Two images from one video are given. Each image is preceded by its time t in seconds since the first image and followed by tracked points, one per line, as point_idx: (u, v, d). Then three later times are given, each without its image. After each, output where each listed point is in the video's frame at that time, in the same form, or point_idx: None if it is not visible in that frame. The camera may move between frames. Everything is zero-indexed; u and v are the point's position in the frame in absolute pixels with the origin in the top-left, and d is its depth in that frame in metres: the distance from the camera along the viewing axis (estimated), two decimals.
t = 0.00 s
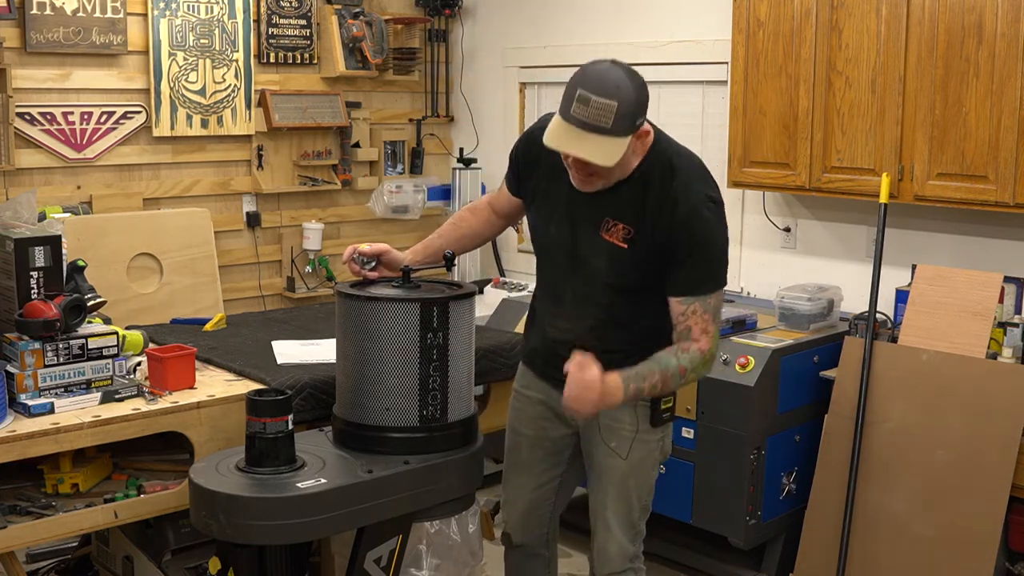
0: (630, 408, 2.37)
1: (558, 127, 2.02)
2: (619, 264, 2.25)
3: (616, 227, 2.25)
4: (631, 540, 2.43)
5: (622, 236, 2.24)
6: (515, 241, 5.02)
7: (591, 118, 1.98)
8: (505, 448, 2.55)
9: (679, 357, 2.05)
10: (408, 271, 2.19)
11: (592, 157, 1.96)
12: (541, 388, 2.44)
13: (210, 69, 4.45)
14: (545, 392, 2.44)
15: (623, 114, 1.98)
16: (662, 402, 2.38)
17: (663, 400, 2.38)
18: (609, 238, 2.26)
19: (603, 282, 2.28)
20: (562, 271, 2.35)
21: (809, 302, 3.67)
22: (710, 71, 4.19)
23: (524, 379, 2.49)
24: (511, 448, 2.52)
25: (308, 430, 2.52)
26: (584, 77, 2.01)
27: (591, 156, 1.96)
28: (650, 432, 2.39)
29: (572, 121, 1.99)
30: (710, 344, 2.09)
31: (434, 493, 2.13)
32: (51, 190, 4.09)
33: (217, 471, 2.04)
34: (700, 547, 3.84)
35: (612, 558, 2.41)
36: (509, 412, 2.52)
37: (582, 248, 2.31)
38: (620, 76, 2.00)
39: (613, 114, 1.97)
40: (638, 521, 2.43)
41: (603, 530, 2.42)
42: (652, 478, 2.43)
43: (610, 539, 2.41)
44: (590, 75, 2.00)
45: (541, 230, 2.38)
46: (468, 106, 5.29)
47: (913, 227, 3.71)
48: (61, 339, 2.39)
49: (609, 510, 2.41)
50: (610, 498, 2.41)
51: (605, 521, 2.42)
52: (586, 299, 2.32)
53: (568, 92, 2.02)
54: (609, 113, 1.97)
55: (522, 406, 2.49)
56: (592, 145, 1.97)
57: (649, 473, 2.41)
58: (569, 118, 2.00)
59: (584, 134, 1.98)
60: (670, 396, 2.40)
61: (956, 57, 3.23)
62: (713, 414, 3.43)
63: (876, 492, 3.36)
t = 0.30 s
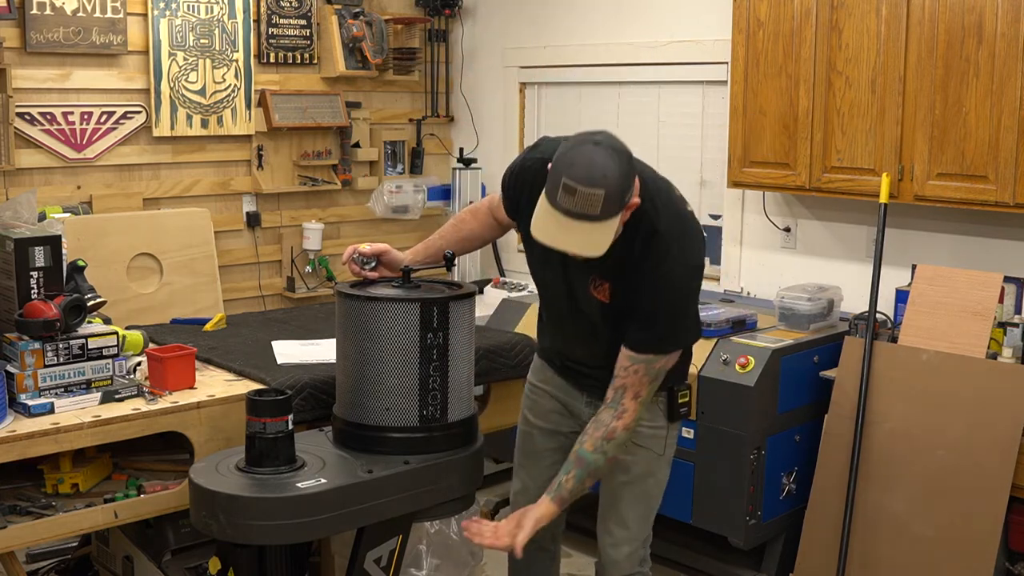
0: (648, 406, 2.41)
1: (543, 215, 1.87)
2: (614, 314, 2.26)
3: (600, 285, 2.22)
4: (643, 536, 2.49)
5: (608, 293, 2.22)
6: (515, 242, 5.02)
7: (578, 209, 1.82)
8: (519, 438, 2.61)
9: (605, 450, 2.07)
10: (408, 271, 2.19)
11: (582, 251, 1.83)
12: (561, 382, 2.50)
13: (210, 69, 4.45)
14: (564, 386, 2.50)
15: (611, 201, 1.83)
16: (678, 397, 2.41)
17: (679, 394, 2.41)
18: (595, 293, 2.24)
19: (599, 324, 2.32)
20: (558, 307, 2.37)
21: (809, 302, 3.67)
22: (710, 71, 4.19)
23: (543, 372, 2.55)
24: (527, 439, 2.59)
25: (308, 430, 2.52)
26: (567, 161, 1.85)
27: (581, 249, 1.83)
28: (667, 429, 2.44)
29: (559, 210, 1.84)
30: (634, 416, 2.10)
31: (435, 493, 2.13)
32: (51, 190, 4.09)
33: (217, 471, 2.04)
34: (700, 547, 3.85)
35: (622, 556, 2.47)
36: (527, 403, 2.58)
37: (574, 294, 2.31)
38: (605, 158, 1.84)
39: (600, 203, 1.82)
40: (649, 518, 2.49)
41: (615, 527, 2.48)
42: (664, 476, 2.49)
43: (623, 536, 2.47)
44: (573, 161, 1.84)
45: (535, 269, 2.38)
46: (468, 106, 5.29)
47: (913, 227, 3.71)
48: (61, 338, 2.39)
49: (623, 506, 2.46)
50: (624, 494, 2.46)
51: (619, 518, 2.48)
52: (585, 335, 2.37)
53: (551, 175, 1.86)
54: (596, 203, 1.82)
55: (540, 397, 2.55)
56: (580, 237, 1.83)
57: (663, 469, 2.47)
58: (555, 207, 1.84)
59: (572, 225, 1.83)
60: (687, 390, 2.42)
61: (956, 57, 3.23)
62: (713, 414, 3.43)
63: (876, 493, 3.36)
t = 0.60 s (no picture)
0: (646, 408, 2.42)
1: (529, 265, 1.89)
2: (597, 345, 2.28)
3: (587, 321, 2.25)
4: (643, 539, 2.49)
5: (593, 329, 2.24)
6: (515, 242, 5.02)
7: (562, 261, 1.84)
8: (523, 437, 2.64)
9: (578, 482, 2.16)
10: (408, 271, 2.19)
11: (567, 301, 1.84)
12: (562, 382, 2.52)
13: (210, 69, 4.45)
14: (566, 386, 2.51)
15: (595, 253, 1.85)
16: (677, 400, 2.41)
17: (678, 396, 2.41)
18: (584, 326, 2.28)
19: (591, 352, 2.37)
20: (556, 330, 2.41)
21: (809, 302, 3.66)
22: (710, 71, 4.19)
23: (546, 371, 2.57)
24: (530, 439, 2.61)
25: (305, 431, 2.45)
26: (551, 213, 1.87)
27: (565, 299, 1.85)
28: (668, 431, 2.44)
29: (544, 262, 1.86)
30: (606, 446, 2.17)
31: (434, 493, 2.13)
32: (51, 190, 4.09)
33: (217, 471, 2.04)
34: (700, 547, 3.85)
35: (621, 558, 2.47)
36: (529, 403, 2.60)
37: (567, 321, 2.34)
38: (589, 210, 1.86)
39: (584, 255, 1.84)
40: (649, 520, 2.48)
41: (614, 530, 2.48)
42: (666, 478, 2.49)
43: (622, 539, 2.47)
44: (557, 213, 1.86)
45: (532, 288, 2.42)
46: (468, 106, 5.29)
47: (914, 227, 3.71)
48: (61, 338, 2.39)
49: (621, 507, 2.47)
50: (623, 495, 2.47)
51: (618, 519, 2.47)
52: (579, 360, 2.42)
53: (536, 226, 1.88)
54: (580, 255, 1.84)
55: (543, 397, 2.57)
56: (564, 288, 1.85)
57: (664, 471, 2.47)
58: (540, 258, 1.86)
59: (558, 277, 1.85)
60: (686, 393, 2.42)
61: (956, 57, 3.23)
62: (713, 415, 3.43)
63: (876, 493, 3.36)
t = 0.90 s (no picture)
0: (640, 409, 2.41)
1: (527, 266, 1.90)
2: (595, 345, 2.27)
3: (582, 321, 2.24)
4: (639, 541, 2.49)
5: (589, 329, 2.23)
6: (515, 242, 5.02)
7: (560, 261, 1.85)
8: (519, 437, 2.64)
9: (583, 495, 2.12)
10: (408, 271, 2.19)
11: (565, 301, 1.85)
12: (558, 382, 2.52)
13: (210, 68, 4.45)
14: (560, 386, 2.52)
15: (593, 253, 1.86)
16: (672, 400, 2.40)
17: (672, 397, 2.40)
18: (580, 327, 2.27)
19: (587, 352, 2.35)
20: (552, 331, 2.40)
21: (809, 302, 3.66)
22: (710, 72, 4.19)
23: (543, 371, 2.58)
24: (526, 439, 2.62)
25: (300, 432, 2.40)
26: (549, 214, 1.88)
27: (562, 300, 1.86)
28: (663, 432, 2.44)
29: (541, 262, 1.87)
30: (607, 454, 2.13)
31: (434, 493, 2.13)
32: (51, 190, 4.09)
33: (218, 471, 2.04)
34: (700, 547, 3.85)
35: (618, 559, 2.47)
36: (526, 403, 2.60)
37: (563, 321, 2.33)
38: (586, 211, 1.87)
39: (582, 255, 1.85)
40: (644, 521, 2.48)
41: (610, 531, 2.48)
42: (661, 480, 2.49)
43: (618, 540, 2.47)
44: (555, 214, 1.87)
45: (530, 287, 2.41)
46: (468, 105, 5.29)
47: (914, 227, 3.71)
48: (61, 338, 2.39)
49: (616, 509, 2.47)
50: (617, 497, 2.47)
51: (613, 521, 2.48)
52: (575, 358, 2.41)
53: (534, 228, 1.89)
54: (578, 254, 1.85)
55: (539, 397, 2.58)
56: (562, 288, 1.86)
57: (658, 472, 2.47)
58: (538, 258, 1.87)
59: (556, 277, 1.86)
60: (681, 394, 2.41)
61: (956, 57, 3.23)
62: (713, 414, 3.43)
63: (876, 493, 3.36)
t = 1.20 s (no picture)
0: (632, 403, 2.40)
1: (540, 191, 1.94)
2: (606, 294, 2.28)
3: (596, 265, 2.25)
4: (634, 537, 2.50)
5: (603, 273, 2.24)
6: (515, 242, 5.02)
7: (573, 183, 1.90)
8: (510, 438, 2.63)
9: (625, 426, 2.04)
10: (407, 271, 2.19)
11: (582, 222, 1.89)
12: (547, 381, 2.52)
13: (210, 69, 4.46)
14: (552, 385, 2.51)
15: (606, 173, 1.91)
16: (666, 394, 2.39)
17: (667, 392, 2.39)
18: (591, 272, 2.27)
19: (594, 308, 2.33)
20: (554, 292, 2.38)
21: (809, 302, 3.66)
22: (710, 72, 4.19)
23: (532, 372, 2.56)
24: (517, 439, 2.61)
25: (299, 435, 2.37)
26: (561, 137, 1.93)
27: (578, 221, 1.90)
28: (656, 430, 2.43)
29: (556, 186, 1.91)
30: (658, 399, 2.09)
31: (434, 493, 2.13)
32: (51, 190, 4.09)
33: (217, 471, 2.05)
34: (700, 547, 3.84)
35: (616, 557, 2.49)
36: (515, 403, 2.60)
37: (568, 275, 2.33)
38: (597, 132, 1.92)
39: (596, 174, 1.89)
40: (639, 518, 2.49)
41: (606, 529, 2.49)
42: (655, 477, 2.49)
43: (614, 538, 2.49)
44: (566, 137, 1.92)
45: (530, 258, 2.41)
46: (468, 106, 5.29)
47: (914, 228, 3.71)
48: (61, 338, 2.39)
49: (610, 507, 2.48)
50: (612, 495, 2.48)
51: (608, 519, 2.49)
52: (575, 320, 2.39)
53: (546, 155, 1.94)
54: (591, 174, 1.89)
55: (529, 398, 2.57)
56: (578, 210, 1.90)
57: (652, 470, 2.47)
58: (552, 183, 1.92)
59: (571, 199, 1.90)
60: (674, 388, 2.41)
61: (956, 57, 3.23)
62: (713, 414, 3.43)
63: (876, 493, 3.36)
